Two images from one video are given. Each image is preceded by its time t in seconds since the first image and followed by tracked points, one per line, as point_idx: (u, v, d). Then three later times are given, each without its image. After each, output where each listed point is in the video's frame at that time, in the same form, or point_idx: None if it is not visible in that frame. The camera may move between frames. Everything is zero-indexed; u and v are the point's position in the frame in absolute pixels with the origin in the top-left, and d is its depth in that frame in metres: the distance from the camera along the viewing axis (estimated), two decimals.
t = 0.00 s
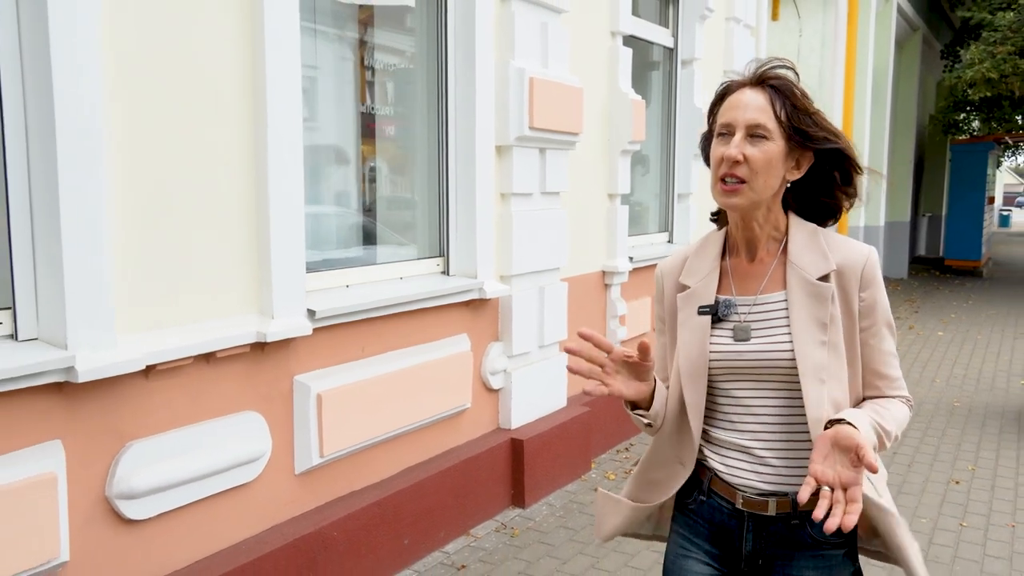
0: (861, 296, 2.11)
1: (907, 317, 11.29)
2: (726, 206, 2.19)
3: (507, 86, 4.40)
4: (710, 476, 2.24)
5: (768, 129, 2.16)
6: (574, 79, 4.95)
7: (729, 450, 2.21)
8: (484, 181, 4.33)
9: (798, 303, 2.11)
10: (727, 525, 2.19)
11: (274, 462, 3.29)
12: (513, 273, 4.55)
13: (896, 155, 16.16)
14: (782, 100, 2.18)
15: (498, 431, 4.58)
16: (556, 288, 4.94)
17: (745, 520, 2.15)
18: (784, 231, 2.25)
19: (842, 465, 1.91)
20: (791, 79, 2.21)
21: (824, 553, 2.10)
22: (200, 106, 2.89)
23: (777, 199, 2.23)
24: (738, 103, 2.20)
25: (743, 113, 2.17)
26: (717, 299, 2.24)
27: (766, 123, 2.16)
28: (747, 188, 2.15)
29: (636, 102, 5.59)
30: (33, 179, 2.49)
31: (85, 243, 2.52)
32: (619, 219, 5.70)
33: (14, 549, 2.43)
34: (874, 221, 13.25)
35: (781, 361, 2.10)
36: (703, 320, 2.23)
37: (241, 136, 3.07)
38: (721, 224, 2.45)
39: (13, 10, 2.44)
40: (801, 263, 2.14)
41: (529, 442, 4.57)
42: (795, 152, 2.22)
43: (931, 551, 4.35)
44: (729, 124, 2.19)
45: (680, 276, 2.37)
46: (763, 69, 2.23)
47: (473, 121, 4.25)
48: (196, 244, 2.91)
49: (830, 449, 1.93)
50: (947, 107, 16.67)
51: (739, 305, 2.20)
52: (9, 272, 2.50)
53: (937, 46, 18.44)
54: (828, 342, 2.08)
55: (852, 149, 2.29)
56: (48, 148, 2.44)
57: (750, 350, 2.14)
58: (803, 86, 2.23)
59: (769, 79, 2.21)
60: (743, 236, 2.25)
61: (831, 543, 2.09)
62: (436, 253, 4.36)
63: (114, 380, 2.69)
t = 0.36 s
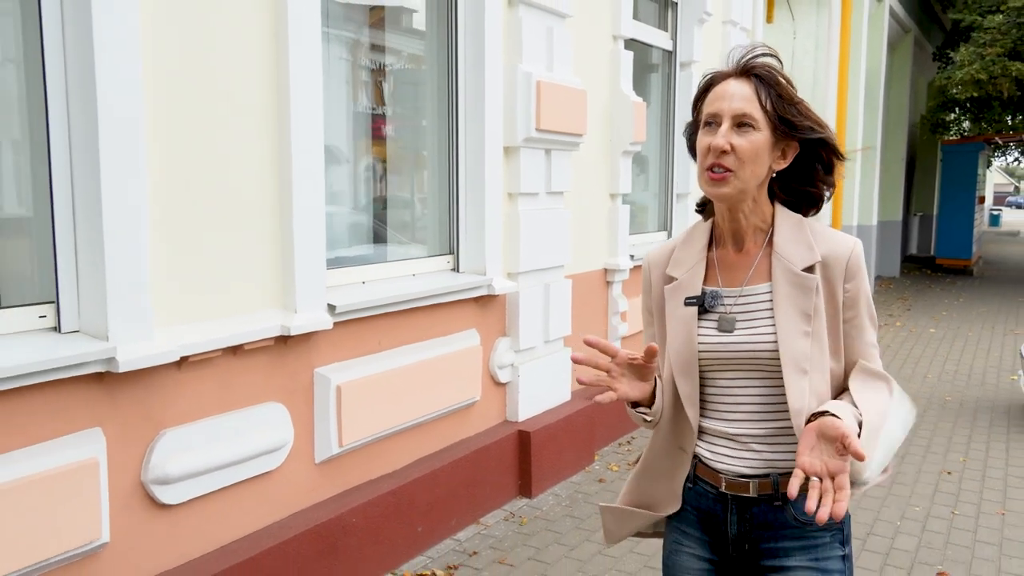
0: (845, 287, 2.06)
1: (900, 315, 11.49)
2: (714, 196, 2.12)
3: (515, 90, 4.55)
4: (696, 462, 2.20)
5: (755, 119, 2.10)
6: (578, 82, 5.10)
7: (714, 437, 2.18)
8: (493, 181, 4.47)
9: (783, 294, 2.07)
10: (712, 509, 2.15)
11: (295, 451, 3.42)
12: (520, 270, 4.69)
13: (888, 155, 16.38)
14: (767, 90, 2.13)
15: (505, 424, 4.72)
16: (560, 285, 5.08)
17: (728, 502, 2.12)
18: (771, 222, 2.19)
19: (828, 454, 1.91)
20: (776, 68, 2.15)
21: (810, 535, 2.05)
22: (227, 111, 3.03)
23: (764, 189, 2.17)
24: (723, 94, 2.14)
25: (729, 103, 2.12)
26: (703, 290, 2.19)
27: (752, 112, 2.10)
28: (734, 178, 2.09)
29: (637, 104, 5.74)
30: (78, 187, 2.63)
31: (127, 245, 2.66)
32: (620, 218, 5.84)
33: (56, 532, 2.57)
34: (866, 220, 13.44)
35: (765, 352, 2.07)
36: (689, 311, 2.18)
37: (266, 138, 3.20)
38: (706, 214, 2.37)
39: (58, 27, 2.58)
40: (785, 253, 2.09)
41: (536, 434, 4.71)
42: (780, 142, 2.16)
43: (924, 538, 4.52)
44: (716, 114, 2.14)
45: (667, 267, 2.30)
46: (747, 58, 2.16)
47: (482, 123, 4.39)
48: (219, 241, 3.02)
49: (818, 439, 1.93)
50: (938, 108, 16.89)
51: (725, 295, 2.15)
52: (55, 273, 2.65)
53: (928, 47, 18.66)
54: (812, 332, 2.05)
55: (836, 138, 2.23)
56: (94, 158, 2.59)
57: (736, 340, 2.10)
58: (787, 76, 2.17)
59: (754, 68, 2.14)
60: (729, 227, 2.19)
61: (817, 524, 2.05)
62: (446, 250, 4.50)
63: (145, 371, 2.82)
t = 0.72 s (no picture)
0: (838, 291, 2.11)
1: (893, 314, 11.62)
2: (712, 198, 2.18)
3: (518, 91, 4.67)
4: (684, 459, 2.26)
5: (752, 122, 2.15)
6: (579, 84, 5.22)
7: (704, 433, 2.23)
8: (497, 180, 4.60)
9: (776, 296, 2.12)
10: (699, 505, 2.21)
11: (309, 442, 3.54)
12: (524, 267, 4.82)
13: (882, 155, 16.55)
14: (765, 94, 2.18)
15: (509, 417, 4.84)
16: (561, 283, 5.20)
17: (713, 498, 2.17)
18: (767, 224, 2.25)
19: (806, 455, 1.96)
20: (773, 72, 2.20)
21: (795, 531, 2.09)
22: (244, 113, 3.14)
23: (761, 191, 2.23)
24: (721, 98, 2.19)
25: (728, 107, 2.17)
26: (698, 288, 2.25)
27: (750, 116, 2.15)
28: (732, 181, 2.15)
29: (636, 105, 5.86)
30: (106, 186, 2.76)
31: (151, 243, 2.78)
32: (620, 217, 5.97)
33: (86, 515, 2.68)
34: (861, 220, 13.59)
35: (755, 352, 2.12)
36: (683, 309, 2.24)
37: (281, 140, 3.31)
38: (707, 215, 2.44)
39: (87, 33, 2.71)
40: (779, 256, 2.14)
41: (539, 427, 4.84)
42: (778, 145, 2.21)
43: (916, 528, 4.65)
44: (715, 118, 2.19)
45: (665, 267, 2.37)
46: (745, 62, 2.21)
47: (487, 123, 4.51)
48: (238, 233, 3.14)
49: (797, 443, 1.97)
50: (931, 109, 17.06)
51: (719, 295, 2.21)
52: (83, 269, 2.78)
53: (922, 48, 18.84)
54: (801, 334, 2.10)
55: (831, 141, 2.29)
56: (121, 159, 2.71)
57: (726, 339, 2.15)
58: (784, 80, 2.22)
59: (752, 72, 2.19)
60: (726, 228, 2.25)
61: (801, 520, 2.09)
62: (452, 248, 4.64)
63: (168, 363, 2.93)
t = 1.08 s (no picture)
0: (866, 293, 2.02)
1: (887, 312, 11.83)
2: (739, 190, 2.10)
3: (526, 94, 4.83)
4: (696, 464, 2.18)
5: (781, 111, 2.07)
6: (583, 86, 5.38)
7: (721, 434, 2.14)
8: (506, 180, 4.76)
9: (802, 295, 2.04)
10: (712, 511, 2.13)
11: (329, 431, 3.69)
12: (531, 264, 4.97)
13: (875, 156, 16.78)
14: (794, 82, 2.10)
15: (517, 410, 5.00)
16: (566, 280, 5.35)
17: (727, 504, 2.10)
18: (796, 219, 2.17)
19: (830, 463, 1.89)
20: (803, 60, 2.12)
21: (811, 533, 2.02)
22: (268, 112, 3.28)
23: (790, 184, 2.14)
24: (748, 87, 2.11)
25: (755, 95, 2.09)
26: (721, 282, 2.16)
27: (779, 105, 2.07)
28: (761, 172, 2.07)
29: (638, 108, 6.02)
30: (143, 182, 2.92)
31: (186, 239, 2.92)
32: (622, 216, 6.13)
33: (124, 499, 2.83)
34: (854, 219, 13.80)
35: (779, 351, 2.04)
36: (705, 303, 2.15)
37: (304, 139, 3.45)
38: (731, 207, 2.35)
39: (127, 44, 2.87)
40: (808, 254, 2.06)
41: (546, 419, 5.00)
42: (808, 136, 2.13)
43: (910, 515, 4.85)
44: (741, 107, 2.11)
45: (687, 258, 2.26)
46: (773, 50, 2.14)
47: (497, 126, 4.67)
48: (264, 227, 3.29)
49: (818, 453, 1.90)
50: (924, 110, 17.26)
51: (743, 290, 2.12)
52: (122, 265, 2.93)
53: (915, 50, 19.05)
54: (828, 335, 2.01)
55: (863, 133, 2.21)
56: (160, 161, 2.86)
57: (747, 336, 2.07)
58: (814, 68, 2.14)
59: (780, 60, 2.12)
60: (753, 222, 2.17)
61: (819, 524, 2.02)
62: (463, 245, 4.80)
63: (200, 355, 3.08)
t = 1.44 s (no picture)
0: (888, 294, 2.08)
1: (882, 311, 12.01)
2: (762, 195, 2.15)
3: (536, 99, 4.99)
4: (719, 458, 2.22)
5: (802, 118, 2.11)
6: (589, 91, 5.54)
7: (741, 429, 2.20)
8: (516, 182, 4.92)
9: (824, 295, 2.09)
10: (733, 505, 2.17)
11: (350, 424, 3.84)
12: (540, 263, 5.13)
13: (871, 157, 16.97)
14: (815, 88, 2.14)
15: (526, 405, 5.16)
16: (573, 279, 5.51)
17: (751, 497, 2.14)
18: (819, 222, 2.22)
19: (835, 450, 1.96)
20: (824, 66, 2.16)
21: (833, 528, 2.07)
22: (296, 117, 3.44)
23: (813, 188, 2.19)
24: (770, 94, 2.15)
25: (776, 103, 2.13)
26: (745, 281, 2.22)
27: (799, 111, 2.11)
28: (782, 177, 2.11)
29: (642, 111, 6.18)
30: (181, 182, 3.08)
31: (222, 239, 3.09)
32: (626, 217, 6.29)
33: (165, 485, 2.98)
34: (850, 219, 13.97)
35: (802, 349, 2.10)
36: (729, 301, 2.20)
37: (329, 142, 3.61)
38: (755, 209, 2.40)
39: (167, 55, 3.04)
40: (832, 255, 2.11)
41: (554, 413, 5.16)
42: (831, 140, 2.17)
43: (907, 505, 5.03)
44: (762, 114, 2.15)
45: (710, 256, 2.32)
46: (794, 57, 2.18)
47: (507, 130, 4.84)
48: (291, 225, 3.45)
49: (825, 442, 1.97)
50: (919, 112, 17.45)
51: (767, 289, 2.18)
52: (160, 264, 3.10)
53: (910, 52, 19.25)
54: (849, 335, 2.07)
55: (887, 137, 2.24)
56: (197, 165, 3.03)
57: (773, 335, 2.13)
58: (835, 73, 2.17)
59: (801, 67, 2.16)
60: (777, 225, 2.22)
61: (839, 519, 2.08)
62: (474, 245, 4.96)
63: (234, 349, 3.24)
